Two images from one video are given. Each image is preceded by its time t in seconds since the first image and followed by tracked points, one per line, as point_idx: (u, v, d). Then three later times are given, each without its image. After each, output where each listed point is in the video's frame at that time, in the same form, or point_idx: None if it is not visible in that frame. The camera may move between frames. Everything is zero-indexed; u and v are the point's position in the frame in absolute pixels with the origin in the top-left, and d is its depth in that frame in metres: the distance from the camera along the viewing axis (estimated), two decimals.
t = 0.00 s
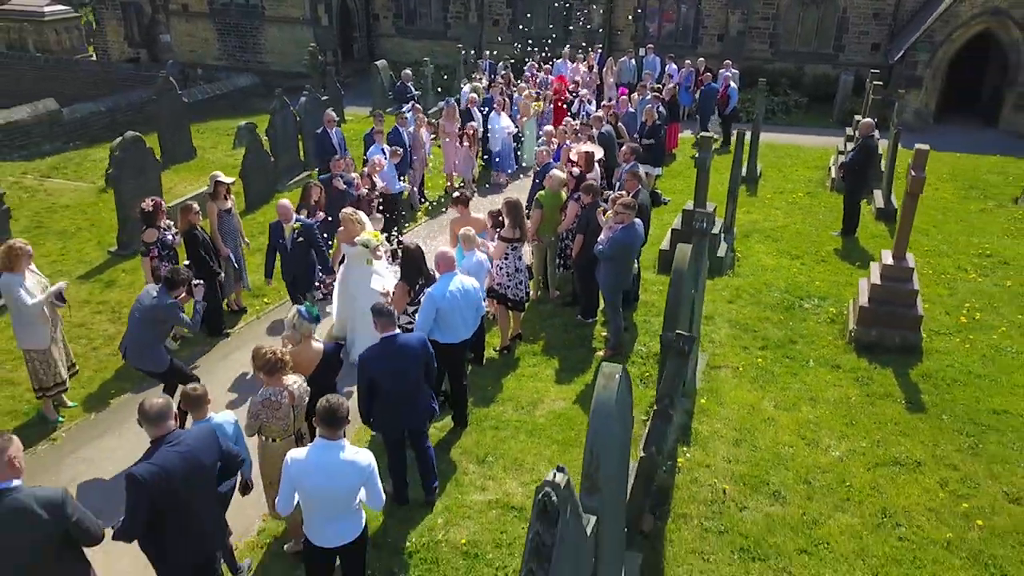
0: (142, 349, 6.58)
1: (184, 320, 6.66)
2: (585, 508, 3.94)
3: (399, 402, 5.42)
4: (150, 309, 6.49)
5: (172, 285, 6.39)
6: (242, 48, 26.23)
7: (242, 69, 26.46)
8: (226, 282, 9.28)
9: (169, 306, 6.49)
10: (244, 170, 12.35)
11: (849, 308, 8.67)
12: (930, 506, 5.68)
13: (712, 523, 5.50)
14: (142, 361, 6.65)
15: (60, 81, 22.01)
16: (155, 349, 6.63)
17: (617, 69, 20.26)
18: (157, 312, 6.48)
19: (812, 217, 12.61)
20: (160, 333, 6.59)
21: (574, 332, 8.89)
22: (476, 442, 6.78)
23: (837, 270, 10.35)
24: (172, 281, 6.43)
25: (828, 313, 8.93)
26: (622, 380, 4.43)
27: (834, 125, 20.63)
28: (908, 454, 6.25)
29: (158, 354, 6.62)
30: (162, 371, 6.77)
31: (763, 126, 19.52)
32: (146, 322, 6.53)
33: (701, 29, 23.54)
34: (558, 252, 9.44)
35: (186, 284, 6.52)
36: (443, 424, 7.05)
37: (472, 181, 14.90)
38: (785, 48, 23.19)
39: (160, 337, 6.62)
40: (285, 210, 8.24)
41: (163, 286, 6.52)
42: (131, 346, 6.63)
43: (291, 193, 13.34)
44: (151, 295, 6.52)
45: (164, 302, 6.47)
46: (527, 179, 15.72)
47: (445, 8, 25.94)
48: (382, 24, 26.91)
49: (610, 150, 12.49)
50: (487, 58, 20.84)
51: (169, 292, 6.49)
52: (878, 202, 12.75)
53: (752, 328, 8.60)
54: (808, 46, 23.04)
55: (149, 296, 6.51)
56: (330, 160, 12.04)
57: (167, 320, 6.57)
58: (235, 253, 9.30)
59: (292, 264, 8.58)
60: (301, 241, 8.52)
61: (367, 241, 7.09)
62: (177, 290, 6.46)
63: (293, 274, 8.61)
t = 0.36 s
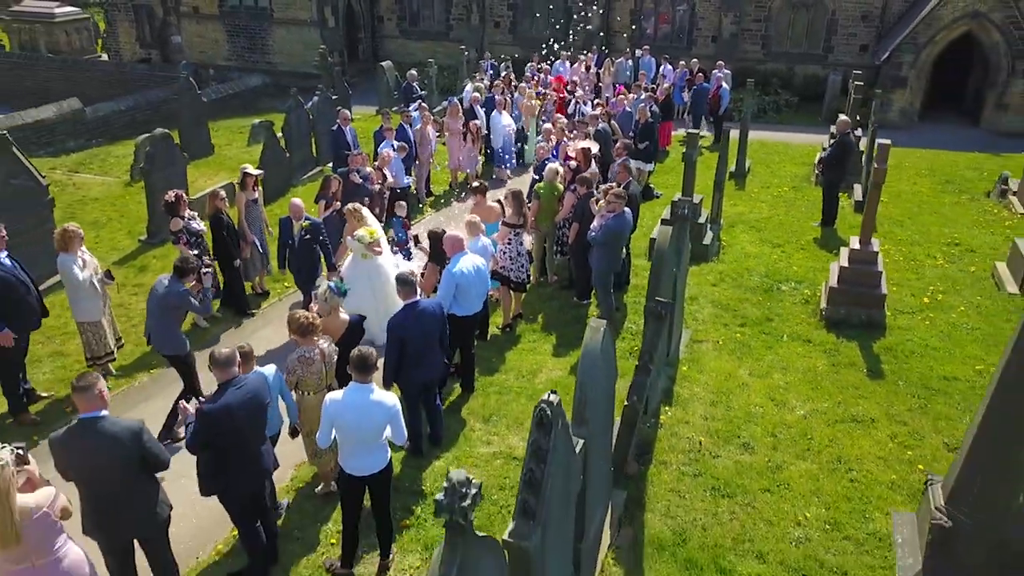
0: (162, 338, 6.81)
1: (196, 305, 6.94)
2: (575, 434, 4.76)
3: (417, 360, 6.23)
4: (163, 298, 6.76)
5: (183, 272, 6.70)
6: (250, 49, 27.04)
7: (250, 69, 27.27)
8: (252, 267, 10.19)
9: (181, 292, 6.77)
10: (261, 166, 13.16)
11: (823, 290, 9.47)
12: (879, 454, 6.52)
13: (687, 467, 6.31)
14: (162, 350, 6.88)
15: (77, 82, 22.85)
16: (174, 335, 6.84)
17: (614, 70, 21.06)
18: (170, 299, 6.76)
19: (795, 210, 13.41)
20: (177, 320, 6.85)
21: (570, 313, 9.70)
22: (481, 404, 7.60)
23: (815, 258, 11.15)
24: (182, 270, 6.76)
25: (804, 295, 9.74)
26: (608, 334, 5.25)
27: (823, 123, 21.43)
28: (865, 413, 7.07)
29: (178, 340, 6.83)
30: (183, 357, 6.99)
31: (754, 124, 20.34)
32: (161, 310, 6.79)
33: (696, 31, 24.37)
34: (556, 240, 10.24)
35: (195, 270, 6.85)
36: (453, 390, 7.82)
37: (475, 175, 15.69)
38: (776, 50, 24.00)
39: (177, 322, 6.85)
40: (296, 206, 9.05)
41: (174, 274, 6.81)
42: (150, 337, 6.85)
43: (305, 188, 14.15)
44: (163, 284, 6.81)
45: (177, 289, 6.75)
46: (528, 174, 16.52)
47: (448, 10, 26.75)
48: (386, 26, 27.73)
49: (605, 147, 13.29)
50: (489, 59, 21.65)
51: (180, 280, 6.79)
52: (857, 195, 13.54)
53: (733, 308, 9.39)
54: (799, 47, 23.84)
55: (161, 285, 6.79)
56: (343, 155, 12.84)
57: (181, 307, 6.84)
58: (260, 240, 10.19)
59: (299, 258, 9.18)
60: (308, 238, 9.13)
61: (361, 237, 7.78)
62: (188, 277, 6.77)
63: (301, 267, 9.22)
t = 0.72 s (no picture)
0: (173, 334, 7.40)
1: (205, 304, 7.52)
2: (566, 391, 5.61)
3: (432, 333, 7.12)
4: (174, 298, 7.30)
5: (194, 274, 7.28)
6: (258, 52, 27.85)
7: (258, 72, 28.08)
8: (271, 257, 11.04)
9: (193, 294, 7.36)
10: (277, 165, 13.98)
11: (797, 279, 10.30)
12: (838, 420, 7.38)
13: (667, 430, 7.15)
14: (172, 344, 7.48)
15: (92, 85, 23.68)
16: (185, 332, 7.47)
17: (611, 73, 21.89)
18: (182, 299, 7.30)
19: (779, 206, 14.24)
20: (188, 317, 7.43)
21: (566, 300, 10.52)
22: (484, 379, 8.44)
23: (794, 251, 11.99)
24: (193, 272, 7.32)
25: (781, 284, 10.58)
26: (595, 309, 6.08)
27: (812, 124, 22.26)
28: (829, 387, 7.91)
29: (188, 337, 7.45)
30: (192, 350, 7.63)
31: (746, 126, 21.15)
32: (172, 308, 7.34)
33: (690, 35, 25.22)
34: (553, 235, 11.08)
35: (204, 271, 7.42)
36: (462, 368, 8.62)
37: (477, 174, 16.49)
38: (768, 53, 24.83)
39: (190, 319, 7.46)
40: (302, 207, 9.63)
41: (185, 275, 7.34)
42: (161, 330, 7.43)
43: (317, 187, 14.96)
44: (174, 284, 7.31)
45: (188, 291, 7.29)
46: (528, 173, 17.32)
47: (450, 14, 27.60)
48: (390, 30, 28.56)
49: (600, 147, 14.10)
50: (490, 62, 22.48)
51: (191, 281, 7.35)
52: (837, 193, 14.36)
53: (716, 296, 10.22)
54: (790, 50, 24.65)
55: (172, 285, 7.29)
56: (355, 154, 13.68)
57: (192, 305, 7.40)
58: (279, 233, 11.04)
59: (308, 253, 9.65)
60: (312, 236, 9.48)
61: (361, 231, 8.43)
62: (197, 278, 7.30)
63: (306, 265, 9.66)
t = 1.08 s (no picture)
0: (176, 330, 8.00)
1: (207, 304, 7.99)
2: (558, 360, 6.43)
3: (439, 316, 7.95)
4: (176, 297, 7.82)
5: (193, 277, 7.63)
6: (265, 54, 28.63)
7: (265, 74, 28.86)
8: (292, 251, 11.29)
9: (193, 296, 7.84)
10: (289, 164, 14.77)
11: (776, 270, 11.11)
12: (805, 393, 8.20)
13: (651, 402, 7.95)
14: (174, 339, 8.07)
15: (105, 87, 24.47)
16: (185, 330, 8.05)
17: (607, 76, 22.70)
18: (182, 300, 7.80)
19: (764, 204, 15.05)
20: (189, 316, 7.97)
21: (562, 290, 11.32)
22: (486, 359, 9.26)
23: (776, 244, 12.79)
24: (192, 274, 7.68)
25: (762, 274, 11.39)
26: (584, 291, 6.90)
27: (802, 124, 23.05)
28: (799, 365, 8.74)
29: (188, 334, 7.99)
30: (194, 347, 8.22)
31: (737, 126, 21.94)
32: (176, 306, 7.90)
33: (685, 38, 26.03)
34: (550, 230, 11.89)
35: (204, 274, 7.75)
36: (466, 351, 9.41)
37: (478, 173, 17.29)
38: (760, 55, 25.63)
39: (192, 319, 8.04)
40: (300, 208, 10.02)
41: (186, 277, 7.74)
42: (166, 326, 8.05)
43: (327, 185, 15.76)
44: (176, 286, 7.81)
45: (187, 293, 7.73)
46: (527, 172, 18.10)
47: (452, 17, 28.41)
48: (394, 33, 29.37)
49: (595, 147, 14.89)
50: (490, 65, 23.29)
51: (192, 283, 7.74)
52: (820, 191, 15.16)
53: (701, 285, 11.02)
54: (781, 53, 25.47)
55: (174, 287, 7.80)
56: (364, 154, 14.49)
57: (193, 305, 7.91)
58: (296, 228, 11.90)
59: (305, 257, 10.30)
60: (311, 236, 10.11)
61: (369, 234, 8.87)
62: (197, 281, 7.72)
63: (308, 262, 10.33)
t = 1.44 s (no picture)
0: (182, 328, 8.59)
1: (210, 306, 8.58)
2: (550, 334, 7.29)
3: (441, 301, 8.77)
4: (181, 300, 8.42)
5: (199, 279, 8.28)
6: (272, 57, 29.47)
7: (272, 75, 29.71)
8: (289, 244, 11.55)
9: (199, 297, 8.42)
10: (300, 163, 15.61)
11: (756, 261, 11.93)
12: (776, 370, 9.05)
13: (636, 377, 8.82)
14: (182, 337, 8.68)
15: (119, 89, 25.32)
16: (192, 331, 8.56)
17: (604, 78, 23.54)
18: (188, 302, 8.40)
19: (750, 201, 15.89)
20: (195, 316, 8.53)
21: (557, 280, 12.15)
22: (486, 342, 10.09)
23: (759, 238, 13.63)
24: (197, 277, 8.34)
25: (744, 265, 12.22)
26: (573, 275, 7.73)
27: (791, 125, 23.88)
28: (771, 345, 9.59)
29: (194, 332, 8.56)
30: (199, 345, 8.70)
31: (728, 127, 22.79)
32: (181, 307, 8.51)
33: (679, 41, 26.89)
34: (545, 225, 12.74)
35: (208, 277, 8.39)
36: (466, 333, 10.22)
37: (479, 172, 18.12)
38: (752, 58, 26.48)
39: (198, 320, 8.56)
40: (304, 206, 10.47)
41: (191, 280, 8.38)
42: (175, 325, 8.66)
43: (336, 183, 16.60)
44: (183, 288, 8.42)
45: (191, 296, 8.31)
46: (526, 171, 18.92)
47: (454, 21, 29.25)
48: (396, 36, 30.23)
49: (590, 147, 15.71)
50: (491, 67, 24.13)
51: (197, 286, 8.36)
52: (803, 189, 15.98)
53: (686, 275, 11.85)
54: (772, 56, 26.31)
55: (179, 289, 8.42)
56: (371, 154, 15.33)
57: (198, 307, 8.48)
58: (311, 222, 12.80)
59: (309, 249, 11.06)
60: (316, 232, 10.87)
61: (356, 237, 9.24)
62: (201, 284, 8.34)
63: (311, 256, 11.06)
